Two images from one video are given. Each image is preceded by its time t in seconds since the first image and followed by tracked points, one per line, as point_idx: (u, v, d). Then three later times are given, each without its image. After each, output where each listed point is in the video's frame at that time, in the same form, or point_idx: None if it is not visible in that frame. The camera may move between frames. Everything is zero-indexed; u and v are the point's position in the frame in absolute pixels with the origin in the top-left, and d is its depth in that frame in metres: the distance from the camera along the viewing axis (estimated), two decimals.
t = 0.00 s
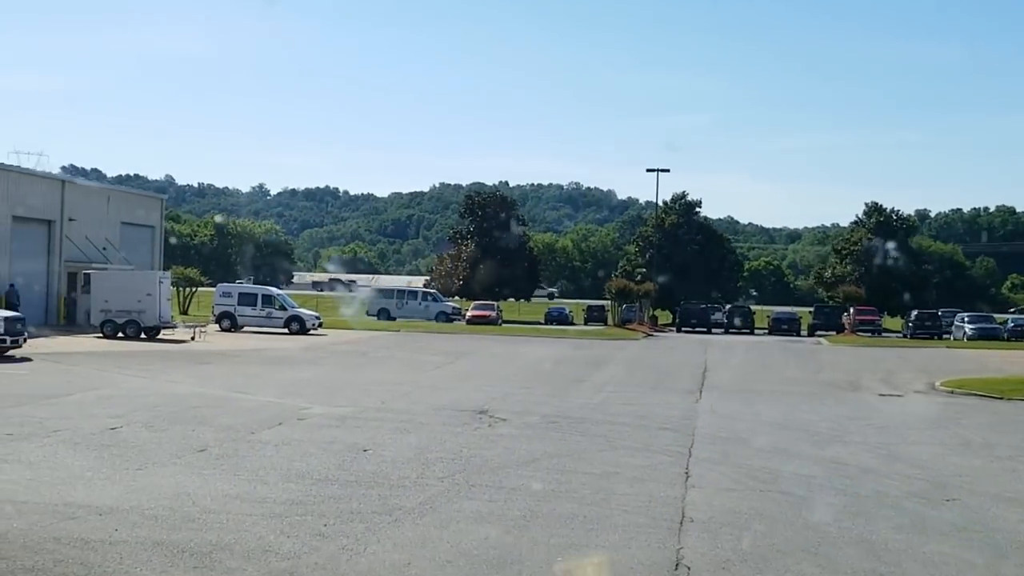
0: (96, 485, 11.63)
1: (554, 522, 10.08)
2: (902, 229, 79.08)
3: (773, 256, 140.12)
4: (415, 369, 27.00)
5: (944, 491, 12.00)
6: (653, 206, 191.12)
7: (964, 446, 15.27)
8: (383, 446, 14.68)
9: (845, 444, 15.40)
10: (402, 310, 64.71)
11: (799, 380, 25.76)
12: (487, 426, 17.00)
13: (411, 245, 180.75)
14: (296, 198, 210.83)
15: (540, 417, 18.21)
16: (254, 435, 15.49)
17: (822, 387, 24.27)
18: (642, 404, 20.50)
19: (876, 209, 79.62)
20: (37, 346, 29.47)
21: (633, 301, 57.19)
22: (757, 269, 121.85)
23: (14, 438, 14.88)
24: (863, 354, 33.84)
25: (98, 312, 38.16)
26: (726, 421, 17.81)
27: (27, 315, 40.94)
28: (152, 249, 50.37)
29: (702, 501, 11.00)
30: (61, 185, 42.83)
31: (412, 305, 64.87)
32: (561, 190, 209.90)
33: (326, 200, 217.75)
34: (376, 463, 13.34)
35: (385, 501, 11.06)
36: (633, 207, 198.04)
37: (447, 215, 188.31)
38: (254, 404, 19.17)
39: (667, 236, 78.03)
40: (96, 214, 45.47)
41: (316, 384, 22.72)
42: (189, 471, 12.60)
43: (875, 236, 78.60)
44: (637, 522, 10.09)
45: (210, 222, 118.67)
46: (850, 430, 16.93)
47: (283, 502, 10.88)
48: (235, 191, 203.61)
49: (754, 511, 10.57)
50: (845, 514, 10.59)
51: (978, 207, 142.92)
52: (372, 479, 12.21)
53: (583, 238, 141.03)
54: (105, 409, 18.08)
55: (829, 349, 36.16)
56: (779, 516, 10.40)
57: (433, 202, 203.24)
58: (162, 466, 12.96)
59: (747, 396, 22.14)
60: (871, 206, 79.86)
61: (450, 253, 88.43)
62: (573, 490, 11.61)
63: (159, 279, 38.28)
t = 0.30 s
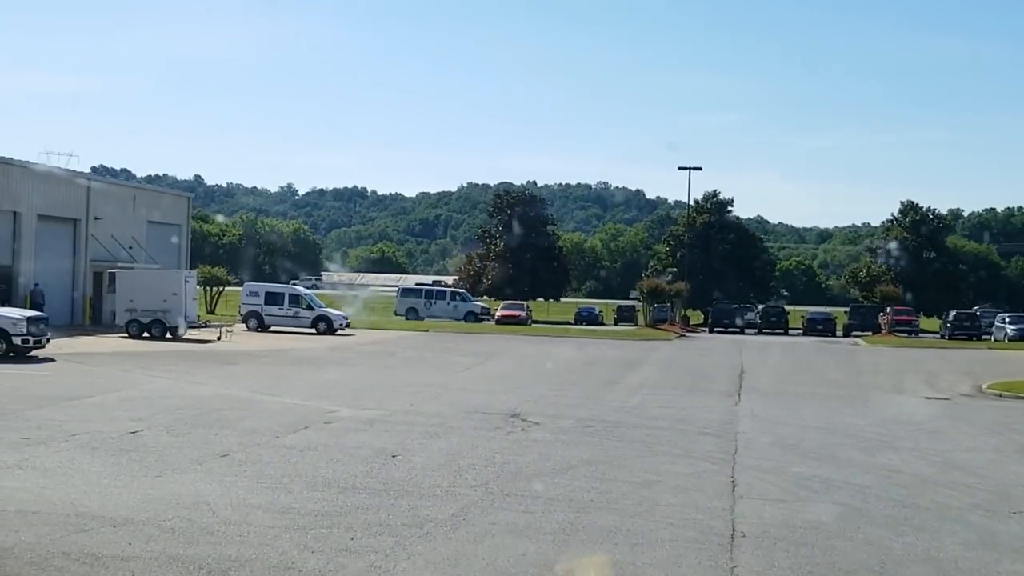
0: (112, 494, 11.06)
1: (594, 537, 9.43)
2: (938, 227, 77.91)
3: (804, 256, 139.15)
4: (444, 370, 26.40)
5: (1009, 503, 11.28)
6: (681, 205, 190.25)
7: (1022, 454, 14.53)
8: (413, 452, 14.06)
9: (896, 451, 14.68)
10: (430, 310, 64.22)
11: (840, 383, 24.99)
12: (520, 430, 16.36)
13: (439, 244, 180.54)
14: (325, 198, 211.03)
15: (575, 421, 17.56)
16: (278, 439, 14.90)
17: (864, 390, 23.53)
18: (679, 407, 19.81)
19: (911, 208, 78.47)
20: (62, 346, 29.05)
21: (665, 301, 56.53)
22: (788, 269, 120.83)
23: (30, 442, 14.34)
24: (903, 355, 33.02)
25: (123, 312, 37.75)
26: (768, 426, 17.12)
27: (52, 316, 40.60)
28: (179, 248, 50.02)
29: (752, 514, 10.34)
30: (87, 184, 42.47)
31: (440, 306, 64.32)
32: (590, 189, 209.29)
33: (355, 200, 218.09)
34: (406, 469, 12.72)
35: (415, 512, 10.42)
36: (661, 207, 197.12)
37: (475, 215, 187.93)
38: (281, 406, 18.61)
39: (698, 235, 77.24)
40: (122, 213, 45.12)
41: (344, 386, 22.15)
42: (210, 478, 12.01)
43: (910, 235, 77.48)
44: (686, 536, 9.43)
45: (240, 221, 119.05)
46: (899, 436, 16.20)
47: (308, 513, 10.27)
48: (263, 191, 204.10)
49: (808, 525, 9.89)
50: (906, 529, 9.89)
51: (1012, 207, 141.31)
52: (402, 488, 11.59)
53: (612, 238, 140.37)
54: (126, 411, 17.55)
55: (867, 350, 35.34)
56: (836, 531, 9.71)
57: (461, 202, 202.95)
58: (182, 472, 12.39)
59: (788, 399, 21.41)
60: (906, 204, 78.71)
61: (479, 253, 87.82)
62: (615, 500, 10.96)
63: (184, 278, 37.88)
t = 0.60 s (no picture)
0: (127, 503, 10.49)
1: (639, 554, 8.79)
2: (974, 229, 76.88)
3: (834, 258, 137.97)
4: (473, 372, 25.78)
5: None
6: (710, 206, 189.38)
7: None
8: (444, 459, 13.44)
9: (950, 461, 13.98)
10: (458, 310, 63.64)
11: (882, 388, 24.25)
12: (553, 436, 15.72)
13: (466, 244, 180.12)
14: (352, 198, 210.93)
15: (610, 427, 16.91)
16: (302, 445, 14.31)
17: (907, 395, 22.80)
18: (718, 412, 19.15)
19: (946, 209, 77.49)
20: (85, 346, 28.58)
21: (696, 303, 55.90)
22: (819, 271, 119.76)
23: (45, 446, 13.78)
24: (945, 359, 32.21)
25: (147, 311, 37.32)
26: (812, 434, 16.44)
27: (77, 315, 40.24)
28: (205, 247, 49.64)
29: (806, 531, 9.68)
30: (112, 182, 42.10)
31: (468, 306, 63.72)
32: (618, 190, 208.65)
33: (382, 200, 217.98)
34: (436, 478, 12.10)
35: (447, 525, 9.80)
36: (690, 208, 196.08)
37: (502, 216, 187.37)
38: (305, 409, 18.03)
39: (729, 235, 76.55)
40: (148, 211, 44.75)
41: (371, 388, 21.56)
42: (230, 486, 11.41)
43: (945, 236, 76.50)
44: (738, 555, 8.79)
45: (267, 221, 119.20)
46: (951, 445, 15.49)
47: (333, 526, 9.66)
48: (291, 191, 204.27)
49: (867, 544, 9.23)
50: (973, 548, 9.22)
51: None
52: (432, 498, 10.98)
53: (641, 239, 139.58)
54: (147, 414, 17.00)
55: (906, 354, 34.54)
56: (898, 550, 9.05)
57: (488, 202, 202.49)
58: (201, 480, 11.79)
59: (828, 404, 20.71)
60: (941, 205, 77.74)
61: (507, 254, 87.46)
62: (658, 514, 10.32)
63: (209, 278, 37.41)
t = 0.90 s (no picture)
0: (141, 515, 9.90)
1: None
2: (1009, 231, 75.81)
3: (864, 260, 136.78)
4: (502, 375, 25.13)
5: None
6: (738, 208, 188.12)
7: None
8: (474, 467, 12.81)
9: (1008, 473, 13.26)
10: (485, 312, 62.98)
11: (924, 394, 23.50)
12: (587, 443, 15.06)
13: (492, 245, 179.56)
14: (378, 199, 210.72)
15: (645, 434, 16.24)
16: (326, 452, 13.69)
17: (951, 402, 22.03)
18: (757, 419, 18.44)
19: (981, 212, 76.47)
20: (106, 346, 28.10)
21: (728, 306, 55.22)
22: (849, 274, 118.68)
23: (58, 451, 13.23)
24: (986, 364, 31.38)
25: (170, 312, 36.87)
26: (858, 443, 15.73)
27: (100, 315, 39.87)
28: (230, 247, 49.21)
29: (864, 551, 9.00)
30: (136, 181, 41.69)
31: (495, 308, 63.06)
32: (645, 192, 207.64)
33: (407, 201, 217.72)
34: (466, 489, 11.46)
35: (480, 542, 9.16)
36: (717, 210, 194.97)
37: (529, 217, 186.68)
38: (330, 413, 17.43)
39: (760, 237, 75.80)
40: (172, 210, 44.35)
41: (398, 392, 20.95)
42: (249, 496, 10.82)
43: (980, 239, 75.45)
44: None
45: (293, 222, 119.05)
46: (1006, 455, 14.75)
47: (357, 542, 9.03)
48: (317, 192, 204.15)
49: (932, 567, 8.54)
50: None
51: None
52: (463, 511, 10.34)
53: (668, 240, 138.69)
54: (166, 417, 16.43)
55: (945, 358, 33.72)
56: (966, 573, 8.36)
57: (514, 203, 201.91)
58: (220, 489, 11.19)
59: (870, 412, 19.97)
60: (976, 207, 76.71)
61: (535, 253, 86.78)
62: (704, 531, 9.64)
63: (233, 278, 36.89)
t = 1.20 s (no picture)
0: (154, 525, 9.34)
1: None
2: None
3: (892, 267, 135.52)
4: (529, 380, 24.52)
5: None
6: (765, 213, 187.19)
7: None
8: (504, 478, 12.21)
9: None
10: (510, 315, 62.40)
11: (965, 404, 22.79)
12: (621, 453, 14.44)
13: (516, 248, 179.03)
14: (403, 202, 210.53)
15: (680, 443, 15.60)
16: (349, 459, 13.11)
17: (994, 412, 21.32)
18: (795, 429, 17.78)
19: (1016, 218, 75.37)
20: (126, 346, 27.65)
21: (758, 311, 54.57)
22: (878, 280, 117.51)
23: (71, 455, 12.70)
24: None
25: (192, 312, 36.47)
26: (903, 456, 15.06)
27: (122, 314, 39.50)
28: (253, 247, 48.77)
29: None
30: (160, 179, 41.29)
31: (520, 311, 62.45)
32: (671, 197, 206.83)
33: (433, 203, 217.65)
34: (496, 501, 10.86)
35: (512, 561, 8.55)
36: (743, 215, 193.92)
37: (554, 221, 186.04)
38: (352, 419, 16.86)
39: (789, 242, 74.91)
40: (196, 209, 43.96)
41: (424, 396, 20.37)
42: (267, 507, 10.25)
43: (1014, 246, 74.36)
44: None
45: (317, 222, 118.70)
46: None
47: (380, 560, 8.42)
48: (342, 194, 204.26)
49: None
50: None
51: None
52: (493, 526, 9.73)
53: (695, 244, 137.81)
54: (184, 421, 15.88)
55: (982, 367, 32.95)
56: None
57: (539, 206, 201.32)
58: (235, 499, 10.62)
59: (912, 422, 19.28)
60: (1010, 213, 75.63)
61: (561, 257, 86.11)
62: (751, 552, 9.01)
63: (256, 278, 36.41)
